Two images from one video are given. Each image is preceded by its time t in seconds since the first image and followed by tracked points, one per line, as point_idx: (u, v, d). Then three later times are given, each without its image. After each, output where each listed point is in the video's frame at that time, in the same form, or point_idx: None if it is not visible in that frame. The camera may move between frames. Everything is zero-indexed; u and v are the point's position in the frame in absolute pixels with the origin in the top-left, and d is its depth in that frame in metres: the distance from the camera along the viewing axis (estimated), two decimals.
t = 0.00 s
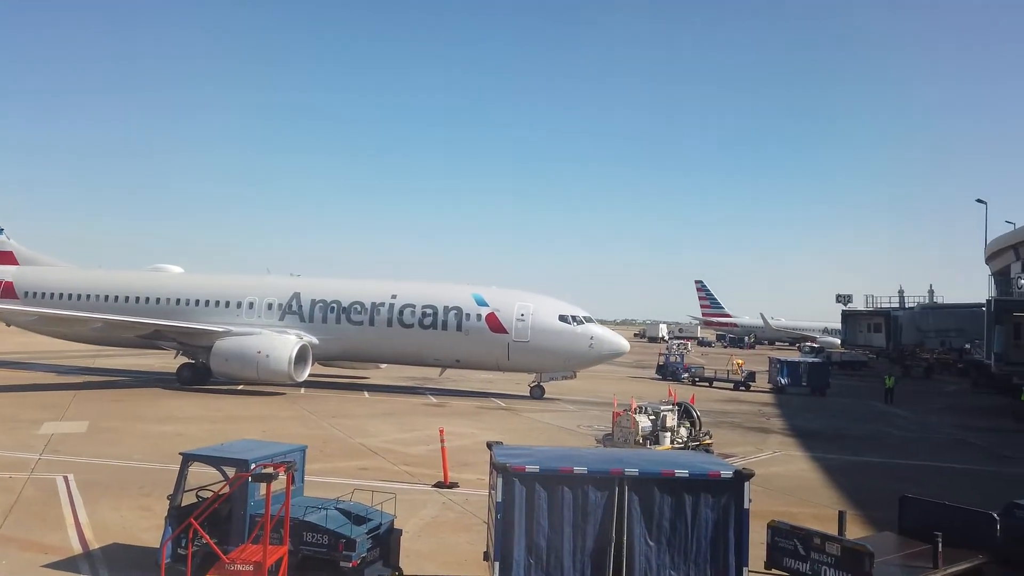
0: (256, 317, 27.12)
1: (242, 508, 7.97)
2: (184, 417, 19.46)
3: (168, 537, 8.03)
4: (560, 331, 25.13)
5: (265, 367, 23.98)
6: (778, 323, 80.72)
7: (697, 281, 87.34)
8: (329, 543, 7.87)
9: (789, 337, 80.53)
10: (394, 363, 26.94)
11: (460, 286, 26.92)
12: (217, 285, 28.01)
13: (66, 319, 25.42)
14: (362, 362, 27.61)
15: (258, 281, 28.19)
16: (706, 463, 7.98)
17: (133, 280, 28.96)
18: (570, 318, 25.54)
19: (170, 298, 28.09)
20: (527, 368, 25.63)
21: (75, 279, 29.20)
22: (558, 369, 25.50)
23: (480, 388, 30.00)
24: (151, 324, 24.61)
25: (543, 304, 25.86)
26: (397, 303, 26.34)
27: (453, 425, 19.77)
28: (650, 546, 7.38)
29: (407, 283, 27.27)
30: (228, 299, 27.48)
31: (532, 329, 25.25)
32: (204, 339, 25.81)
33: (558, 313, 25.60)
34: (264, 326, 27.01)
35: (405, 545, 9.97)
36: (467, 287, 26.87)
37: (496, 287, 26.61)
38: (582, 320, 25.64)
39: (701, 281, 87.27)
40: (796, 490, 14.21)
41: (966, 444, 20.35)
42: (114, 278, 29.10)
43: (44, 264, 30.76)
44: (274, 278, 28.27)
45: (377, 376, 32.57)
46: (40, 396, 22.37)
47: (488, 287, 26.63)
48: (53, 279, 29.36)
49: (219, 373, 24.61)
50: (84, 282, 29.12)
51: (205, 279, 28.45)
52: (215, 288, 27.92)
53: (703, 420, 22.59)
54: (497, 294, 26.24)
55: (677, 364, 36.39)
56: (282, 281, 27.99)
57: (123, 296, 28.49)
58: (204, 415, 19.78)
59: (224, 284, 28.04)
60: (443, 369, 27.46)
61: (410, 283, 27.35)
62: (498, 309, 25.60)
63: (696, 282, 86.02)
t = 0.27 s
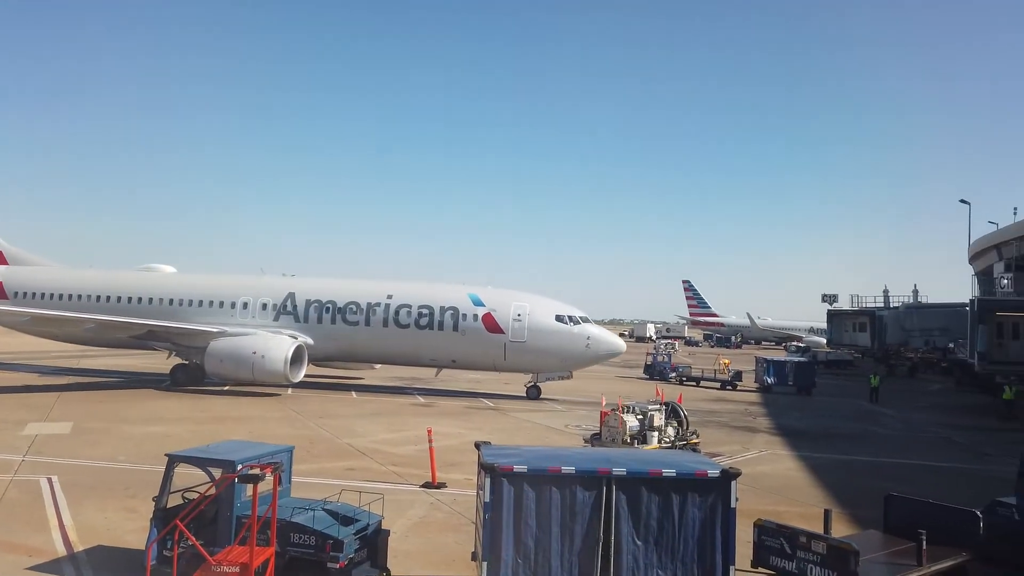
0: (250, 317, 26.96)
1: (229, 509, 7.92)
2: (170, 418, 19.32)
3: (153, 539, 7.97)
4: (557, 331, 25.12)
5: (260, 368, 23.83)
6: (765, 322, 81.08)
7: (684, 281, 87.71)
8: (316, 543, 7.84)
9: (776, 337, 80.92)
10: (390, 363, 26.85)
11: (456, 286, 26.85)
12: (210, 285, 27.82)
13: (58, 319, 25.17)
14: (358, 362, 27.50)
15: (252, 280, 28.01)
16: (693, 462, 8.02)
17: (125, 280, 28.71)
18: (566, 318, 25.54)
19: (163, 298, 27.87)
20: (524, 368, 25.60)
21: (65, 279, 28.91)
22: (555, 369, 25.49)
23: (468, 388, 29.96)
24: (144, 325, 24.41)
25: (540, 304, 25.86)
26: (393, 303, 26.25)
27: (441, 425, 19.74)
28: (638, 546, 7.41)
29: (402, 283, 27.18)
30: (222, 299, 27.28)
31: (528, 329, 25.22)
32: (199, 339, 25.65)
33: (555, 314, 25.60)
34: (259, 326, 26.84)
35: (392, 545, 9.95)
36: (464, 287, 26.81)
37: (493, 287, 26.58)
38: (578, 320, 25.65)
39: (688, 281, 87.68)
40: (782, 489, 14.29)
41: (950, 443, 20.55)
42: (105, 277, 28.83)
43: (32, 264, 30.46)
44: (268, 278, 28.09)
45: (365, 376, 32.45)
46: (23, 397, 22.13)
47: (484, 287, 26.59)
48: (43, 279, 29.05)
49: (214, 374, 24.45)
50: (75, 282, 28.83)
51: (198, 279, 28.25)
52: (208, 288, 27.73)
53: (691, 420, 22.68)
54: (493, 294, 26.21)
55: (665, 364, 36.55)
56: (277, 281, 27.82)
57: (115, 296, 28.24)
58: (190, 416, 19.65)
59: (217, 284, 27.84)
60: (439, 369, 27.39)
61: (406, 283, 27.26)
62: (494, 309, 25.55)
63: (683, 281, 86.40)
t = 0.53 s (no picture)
0: (242, 317, 26.75)
1: (212, 510, 7.87)
2: (153, 418, 19.16)
3: (136, 540, 7.89)
4: (551, 331, 25.14)
5: (253, 369, 23.68)
6: (749, 322, 81.55)
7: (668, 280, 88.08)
8: (301, 544, 7.81)
9: (760, 336, 81.43)
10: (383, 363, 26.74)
11: (449, 286, 26.82)
12: (201, 284, 27.62)
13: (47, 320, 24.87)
14: (351, 363, 27.38)
15: (242, 280, 27.82)
16: (677, 461, 8.06)
17: (114, 280, 28.38)
18: (560, 318, 25.57)
19: (153, 298, 27.59)
20: (518, 367, 25.59)
21: (53, 279, 28.55)
22: (549, 369, 25.50)
23: (454, 387, 29.95)
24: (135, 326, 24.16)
25: (534, 304, 25.87)
26: (386, 303, 26.15)
27: (426, 425, 19.72)
28: (623, 544, 7.43)
29: (395, 283, 27.10)
30: (213, 299, 27.05)
31: (522, 329, 25.22)
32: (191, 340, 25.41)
33: (549, 314, 25.62)
34: (250, 326, 26.64)
35: (378, 545, 9.93)
36: (457, 287, 26.79)
37: (486, 288, 26.56)
38: (572, 320, 25.69)
39: (672, 280, 88.08)
40: (765, 487, 14.40)
41: (931, 440, 20.81)
42: (94, 277, 28.49)
43: (16, 264, 30.08)
44: (259, 278, 27.89)
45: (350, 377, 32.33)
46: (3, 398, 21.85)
47: (478, 287, 26.58)
48: (30, 279, 28.69)
49: (206, 374, 24.27)
50: (63, 282, 28.48)
51: (188, 279, 28.01)
52: (198, 288, 27.50)
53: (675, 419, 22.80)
54: (487, 294, 26.19)
55: (650, 363, 36.69)
56: (268, 281, 27.64)
57: (104, 296, 27.91)
58: (173, 417, 19.49)
59: (207, 284, 27.63)
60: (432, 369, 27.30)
61: (399, 283, 27.18)
62: (488, 309, 25.55)
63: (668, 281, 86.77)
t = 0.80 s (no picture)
0: (234, 318, 26.54)
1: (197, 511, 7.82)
2: (136, 419, 19.01)
3: (119, 542, 7.83)
4: (546, 331, 25.16)
5: (247, 370, 23.52)
6: (734, 322, 81.96)
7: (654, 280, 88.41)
8: (286, 545, 7.78)
9: (744, 336, 81.87)
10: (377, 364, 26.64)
11: (444, 287, 26.79)
12: (192, 284, 27.38)
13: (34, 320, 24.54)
14: (345, 364, 27.26)
15: (235, 280, 27.62)
16: (663, 460, 8.10)
17: (102, 280, 28.05)
18: (555, 319, 25.60)
19: (144, 299, 27.31)
20: (513, 368, 25.58)
21: (40, 279, 28.17)
22: (544, 369, 25.50)
23: (440, 387, 29.92)
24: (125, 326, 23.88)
25: (529, 304, 25.90)
26: (380, 303, 26.06)
27: (413, 425, 19.70)
28: (609, 543, 7.46)
29: (389, 283, 27.02)
30: (205, 299, 26.81)
31: (517, 329, 25.23)
32: (183, 340, 25.19)
33: (544, 314, 25.64)
34: (243, 327, 26.44)
35: (364, 546, 9.92)
36: (451, 287, 26.76)
37: (481, 288, 26.55)
38: (567, 321, 25.72)
39: (658, 280, 88.42)
40: (750, 486, 14.50)
41: (913, 439, 21.05)
42: (83, 277, 28.16)
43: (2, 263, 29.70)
44: (251, 278, 27.70)
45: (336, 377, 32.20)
46: None
47: (472, 287, 26.56)
48: (18, 280, 28.32)
49: (199, 375, 24.11)
50: (51, 283, 28.10)
51: (179, 279, 27.77)
52: (189, 287, 27.27)
53: (660, 418, 22.90)
54: (482, 294, 26.18)
55: (636, 363, 36.81)
56: (260, 281, 27.45)
57: (93, 296, 27.57)
58: (157, 418, 19.34)
59: (198, 283, 27.41)
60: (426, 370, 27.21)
61: (392, 283, 27.09)
62: (483, 309, 25.54)
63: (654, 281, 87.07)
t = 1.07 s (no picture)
0: (227, 318, 26.32)
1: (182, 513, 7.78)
2: (121, 421, 18.85)
3: (104, 544, 7.76)
4: (542, 331, 25.19)
5: (242, 370, 23.37)
6: (720, 321, 82.29)
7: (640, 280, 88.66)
8: (272, 547, 7.75)
9: (730, 335, 82.22)
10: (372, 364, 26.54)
11: (439, 287, 26.74)
12: (184, 285, 27.13)
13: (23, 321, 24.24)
14: (339, 364, 27.13)
15: (227, 280, 27.40)
16: (650, 459, 8.14)
17: (92, 280, 27.72)
18: (551, 319, 25.64)
19: (135, 299, 27.03)
20: (509, 368, 25.58)
21: (28, 278, 27.80)
22: (541, 368, 25.52)
23: (427, 387, 29.87)
24: (116, 326, 23.61)
25: (524, 305, 25.88)
26: (375, 303, 25.97)
27: (400, 425, 19.66)
28: (597, 542, 7.48)
29: (384, 283, 26.93)
30: (198, 299, 26.58)
31: (513, 329, 25.23)
32: (176, 341, 24.98)
33: (540, 314, 25.66)
34: (236, 327, 26.23)
35: (351, 547, 9.90)
36: (447, 287, 26.72)
37: (476, 288, 26.53)
38: (563, 320, 25.78)
39: (644, 280, 88.69)
40: (736, 485, 14.59)
41: (896, 437, 21.25)
42: (72, 277, 27.82)
43: None
44: (244, 278, 27.49)
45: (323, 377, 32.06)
46: None
47: (468, 287, 26.52)
48: (6, 280, 27.93)
49: (192, 376, 23.90)
50: (39, 282, 27.73)
51: (170, 279, 27.51)
52: (181, 287, 27.02)
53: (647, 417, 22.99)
54: (477, 294, 26.14)
55: (623, 362, 36.89)
56: (253, 281, 27.24)
57: (84, 296, 27.25)
58: (142, 419, 19.19)
59: (190, 283, 27.16)
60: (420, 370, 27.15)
61: (387, 283, 27.00)
62: (479, 309, 25.52)
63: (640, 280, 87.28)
